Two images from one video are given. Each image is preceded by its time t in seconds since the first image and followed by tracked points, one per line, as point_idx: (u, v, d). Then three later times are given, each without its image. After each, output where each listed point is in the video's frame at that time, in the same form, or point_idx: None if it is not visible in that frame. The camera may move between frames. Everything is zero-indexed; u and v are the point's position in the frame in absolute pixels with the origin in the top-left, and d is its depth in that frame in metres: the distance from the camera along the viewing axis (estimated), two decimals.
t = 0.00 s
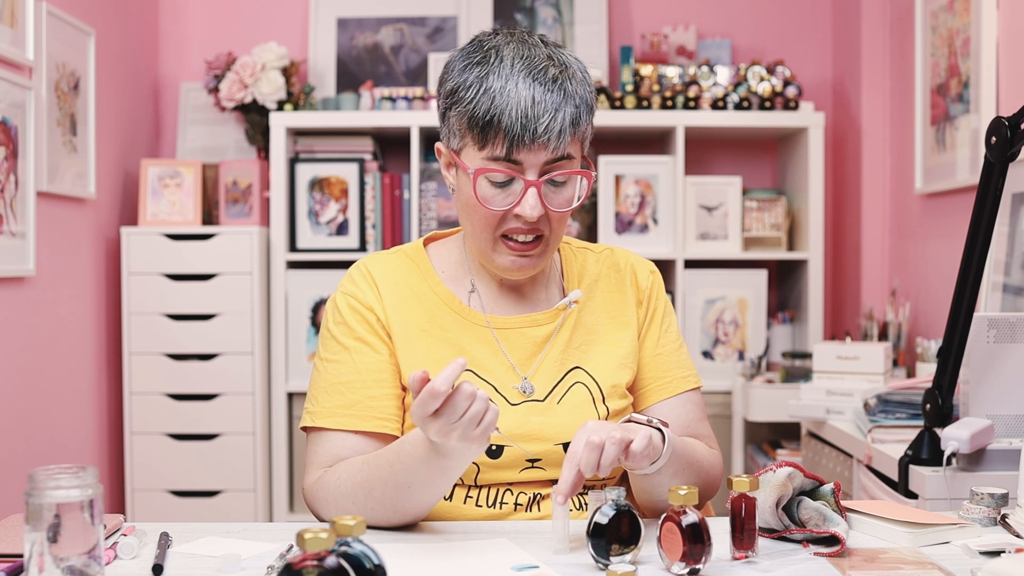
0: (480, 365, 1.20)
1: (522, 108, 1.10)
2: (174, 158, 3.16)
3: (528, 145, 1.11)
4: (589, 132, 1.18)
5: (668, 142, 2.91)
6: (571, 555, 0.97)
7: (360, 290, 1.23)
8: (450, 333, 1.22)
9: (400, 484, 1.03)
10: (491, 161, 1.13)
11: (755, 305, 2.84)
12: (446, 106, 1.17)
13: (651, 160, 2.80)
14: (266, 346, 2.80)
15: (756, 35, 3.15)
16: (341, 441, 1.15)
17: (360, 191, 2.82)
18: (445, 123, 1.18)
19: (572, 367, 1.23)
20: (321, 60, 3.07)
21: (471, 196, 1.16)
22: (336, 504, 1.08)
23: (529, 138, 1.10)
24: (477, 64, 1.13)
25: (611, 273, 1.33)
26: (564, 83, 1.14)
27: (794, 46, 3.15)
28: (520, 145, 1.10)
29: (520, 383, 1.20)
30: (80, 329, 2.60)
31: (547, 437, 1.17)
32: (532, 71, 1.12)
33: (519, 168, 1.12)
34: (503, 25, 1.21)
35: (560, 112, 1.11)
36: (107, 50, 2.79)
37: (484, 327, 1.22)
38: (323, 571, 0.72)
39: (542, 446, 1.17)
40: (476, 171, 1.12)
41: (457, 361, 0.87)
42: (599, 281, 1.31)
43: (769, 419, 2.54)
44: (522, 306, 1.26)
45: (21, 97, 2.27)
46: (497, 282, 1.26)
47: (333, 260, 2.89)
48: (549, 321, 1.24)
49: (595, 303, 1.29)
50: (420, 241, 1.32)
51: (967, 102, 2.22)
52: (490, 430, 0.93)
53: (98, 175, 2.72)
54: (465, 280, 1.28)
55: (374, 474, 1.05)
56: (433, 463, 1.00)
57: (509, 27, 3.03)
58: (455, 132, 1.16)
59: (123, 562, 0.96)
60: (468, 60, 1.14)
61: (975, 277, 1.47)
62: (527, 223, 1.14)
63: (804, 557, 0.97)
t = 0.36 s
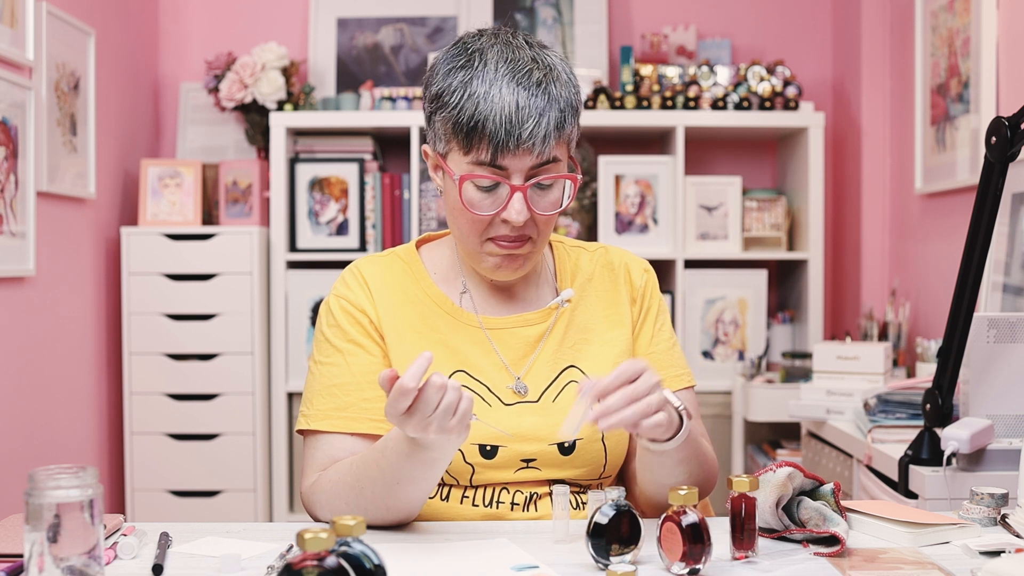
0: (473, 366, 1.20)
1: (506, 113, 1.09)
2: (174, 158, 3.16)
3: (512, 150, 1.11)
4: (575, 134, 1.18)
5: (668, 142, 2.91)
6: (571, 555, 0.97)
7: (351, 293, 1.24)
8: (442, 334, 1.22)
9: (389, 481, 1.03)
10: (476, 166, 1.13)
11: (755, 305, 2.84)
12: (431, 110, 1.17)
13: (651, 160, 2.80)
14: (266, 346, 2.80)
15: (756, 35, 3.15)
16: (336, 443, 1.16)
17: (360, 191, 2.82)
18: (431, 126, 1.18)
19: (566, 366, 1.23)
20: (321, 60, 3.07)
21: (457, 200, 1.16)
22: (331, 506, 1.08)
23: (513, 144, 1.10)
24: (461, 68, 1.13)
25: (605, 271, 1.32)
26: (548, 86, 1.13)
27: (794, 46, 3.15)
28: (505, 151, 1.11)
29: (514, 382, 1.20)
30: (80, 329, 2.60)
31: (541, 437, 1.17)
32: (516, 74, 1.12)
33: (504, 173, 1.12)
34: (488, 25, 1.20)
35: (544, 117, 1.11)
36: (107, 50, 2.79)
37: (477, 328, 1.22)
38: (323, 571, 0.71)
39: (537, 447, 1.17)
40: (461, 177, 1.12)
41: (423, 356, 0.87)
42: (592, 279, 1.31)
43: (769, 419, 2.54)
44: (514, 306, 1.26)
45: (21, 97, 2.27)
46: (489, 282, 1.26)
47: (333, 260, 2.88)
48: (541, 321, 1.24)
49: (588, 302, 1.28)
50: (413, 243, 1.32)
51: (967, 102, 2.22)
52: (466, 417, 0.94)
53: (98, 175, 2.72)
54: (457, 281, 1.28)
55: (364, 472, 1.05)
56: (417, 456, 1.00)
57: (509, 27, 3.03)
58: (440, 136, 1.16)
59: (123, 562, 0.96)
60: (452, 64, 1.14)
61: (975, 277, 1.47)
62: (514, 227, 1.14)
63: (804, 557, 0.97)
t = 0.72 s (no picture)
0: (474, 367, 1.20)
1: (489, 127, 1.09)
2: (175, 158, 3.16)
3: (498, 164, 1.10)
4: (564, 139, 1.17)
5: (668, 142, 2.91)
6: (571, 555, 0.97)
7: (350, 293, 1.24)
8: (442, 335, 1.22)
9: (388, 481, 1.03)
10: (463, 179, 1.13)
11: (755, 305, 2.84)
12: (418, 121, 1.16)
13: (651, 160, 2.80)
14: (266, 346, 2.80)
15: (756, 35, 3.15)
16: (335, 444, 1.16)
17: (360, 191, 2.82)
18: (419, 137, 1.18)
19: (568, 368, 1.23)
20: (321, 60, 3.07)
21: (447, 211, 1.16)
22: (330, 506, 1.08)
23: (498, 158, 1.10)
24: (446, 80, 1.12)
25: (607, 272, 1.32)
26: (533, 96, 1.12)
27: (794, 46, 3.15)
28: (490, 165, 1.10)
29: (515, 384, 1.20)
30: (80, 329, 2.60)
31: (544, 437, 1.17)
32: (500, 86, 1.11)
33: (492, 186, 1.12)
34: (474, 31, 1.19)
35: (528, 129, 1.10)
36: (107, 50, 2.79)
37: (478, 329, 1.22)
38: (323, 571, 0.71)
39: (539, 447, 1.17)
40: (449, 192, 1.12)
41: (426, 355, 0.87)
42: (594, 280, 1.30)
43: (769, 419, 2.54)
44: (512, 308, 1.26)
45: (21, 97, 2.27)
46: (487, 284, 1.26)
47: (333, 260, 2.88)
48: (542, 322, 1.24)
49: (590, 303, 1.28)
50: (412, 243, 1.32)
51: (967, 102, 2.22)
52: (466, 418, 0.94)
53: (98, 175, 2.72)
54: (456, 282, 1.28)
55: (364, 472, 1.05)
56: (417, 457, 1.00)
57: (509, 27, 3.03)
58: (427, 147, 1.16)
59: (123, 562, 0.96)
60: (437, 75, 1.13)
61: (975, 277, 1.47)
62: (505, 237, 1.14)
63: (804, 557, 0.97)
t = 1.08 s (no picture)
0: (475, 367, 1.21)
1: (492, 126, 1.09)
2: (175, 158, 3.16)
3: (500, 163, 1.10)
4: (568, 142, 1.17)
5: (668, 142, 2.91)
6: (571, 555, 0.97)
7: (351, 293, 1.24)
8: (442, 336, 1.22)
9: (388, 481, 1.03)
10: (465, 177, 1.13)
11: (755, 305, 2.84)
12: (423, 118, 1.16)
13: (651, 160, 2.80)
14: (266, 346, 2.80)
15: (756, 36, 3.15)
16: (336, 444, 1.16)
17: (360, 191, 2.82)
18: (423, 133, 1.18)
19: (568, 367, 1.23)
20: (321, 60, 3.07)
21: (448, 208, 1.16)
22: (330, 505, 1.09)
23: (500, 157, 1.10)
24: (452, 78, 1.12)
25: (607, 271, 1.32)
26: (538, 96, 1.12)
27: (794, 46, 3.15)
28: (492, 164, 1.10)
29: (515, 383, 1.20)
30: (80, 330, 2.60)
31: (543, 437, 1.17)
32: (505, 85, 1.11)
33: (494, 185, 1.12)
34: (482, 29, 1.19)
35: (531, 129, 1.10)
36: (107, 50, 2.79)
37: (478, 329, 1.22)
38: (323, 571, 0.72)
39: (538, 447, 1.17)
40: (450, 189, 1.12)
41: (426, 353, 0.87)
42: (594, 279, 1.30)
43: (769, 419, 2.54)
44: (512, 308, 1.26)
45: (21, 97, 2.27)
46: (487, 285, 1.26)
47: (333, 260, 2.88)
48: (541, 322, 1.24)
49: (590, 303, 1.28)
50: (413, 244, 1.32)
51: (967, 102, 2.22)
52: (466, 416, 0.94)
53: (98, 175, 2.72)
54: (457, 283, 1.28)
55: (364, 472, 1.05)
56: (417, 457, 1.00)
57: (509, 27, 3.03)
58: (431, 144, 1.16)
59: (123, 562, 0.96)
60: (443, 72, 1.13)
61: (975, 277, 1.47)
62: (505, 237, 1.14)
63: (804, 557, 0.97)
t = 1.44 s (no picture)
0: (471, 368, 1.20)
1: (488, 131, 1.09)
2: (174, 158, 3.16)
3: (496, 168, 1.10)
4: (563, 145, 1.17)
5: (668, 142, 2.91)
6: (570, 555, 0.96)
7: (347, 294, 1.23)
8: (439, 337, 1.22)
9: (388, 480, 1.03)
10: (460, 181, 1.12)
11: (755, 305, 2.84)
12: (418, 121, 1.16)
13: (651, 160, 2.80)
14: (266, 346, 2.80)
15: (756, 36, 3.15)
16: (334, 446, 1.16)
17: (360, 191, 2.82)
18: (418, 137, 1.18)
19: (563, 364, 1.23)
20: (321, 60, 3.07)
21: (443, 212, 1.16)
22: (330, 506, 1.09)
23: (496, 161, 1.10)
24: (447, 81, 1.12)
25: (601, 267, 1.32)
26: (533, 100, 1.12)
27: (794, 46, 3.15)
28: (487, 168, 1.10)
29: (510, 383, 1.20)
30: (80, 330, 2.60)
31: (539, 437, 1.17)
32: (501, 89, 1.11)
33: (489, 189, 1.12)
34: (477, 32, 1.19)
35: (527, 133, 1.10)
36: (107, 50, 2.79)
37: (474, 329, 1.22)
38: (323, 571, 0.71)
39: (534, 447, 1.17)
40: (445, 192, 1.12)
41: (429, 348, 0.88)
42: (589, 275, 1.31)
43: (769, 419, 2.54)
44: (509, 309, 1.26)
45: (21, 97, 2.27)
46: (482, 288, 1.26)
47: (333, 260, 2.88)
48: (537, 321, 1.24)
49: (584, 300, 1.29)
50: (408, 244, 1.32)
51: (967, 102, 2.22)
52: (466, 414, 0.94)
53: (98, 175, 2.72)
54: (452, 285, 1.27)
55: (363, 472, 1.05)
56: (416, 456, 1.00)
57: (509, 27, 3.03)
58: (426, 148, 1.16)
59: (123, 562, 0.96)
60: (438, 76, 1.13)
61: (975, 276, 1.47)
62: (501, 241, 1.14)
63: (804, 557, 0.97)
